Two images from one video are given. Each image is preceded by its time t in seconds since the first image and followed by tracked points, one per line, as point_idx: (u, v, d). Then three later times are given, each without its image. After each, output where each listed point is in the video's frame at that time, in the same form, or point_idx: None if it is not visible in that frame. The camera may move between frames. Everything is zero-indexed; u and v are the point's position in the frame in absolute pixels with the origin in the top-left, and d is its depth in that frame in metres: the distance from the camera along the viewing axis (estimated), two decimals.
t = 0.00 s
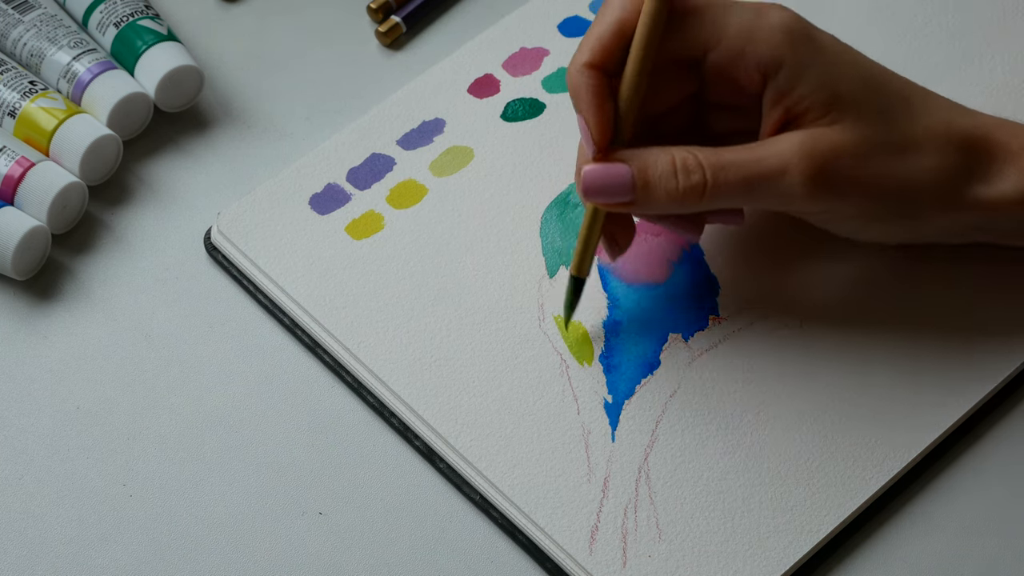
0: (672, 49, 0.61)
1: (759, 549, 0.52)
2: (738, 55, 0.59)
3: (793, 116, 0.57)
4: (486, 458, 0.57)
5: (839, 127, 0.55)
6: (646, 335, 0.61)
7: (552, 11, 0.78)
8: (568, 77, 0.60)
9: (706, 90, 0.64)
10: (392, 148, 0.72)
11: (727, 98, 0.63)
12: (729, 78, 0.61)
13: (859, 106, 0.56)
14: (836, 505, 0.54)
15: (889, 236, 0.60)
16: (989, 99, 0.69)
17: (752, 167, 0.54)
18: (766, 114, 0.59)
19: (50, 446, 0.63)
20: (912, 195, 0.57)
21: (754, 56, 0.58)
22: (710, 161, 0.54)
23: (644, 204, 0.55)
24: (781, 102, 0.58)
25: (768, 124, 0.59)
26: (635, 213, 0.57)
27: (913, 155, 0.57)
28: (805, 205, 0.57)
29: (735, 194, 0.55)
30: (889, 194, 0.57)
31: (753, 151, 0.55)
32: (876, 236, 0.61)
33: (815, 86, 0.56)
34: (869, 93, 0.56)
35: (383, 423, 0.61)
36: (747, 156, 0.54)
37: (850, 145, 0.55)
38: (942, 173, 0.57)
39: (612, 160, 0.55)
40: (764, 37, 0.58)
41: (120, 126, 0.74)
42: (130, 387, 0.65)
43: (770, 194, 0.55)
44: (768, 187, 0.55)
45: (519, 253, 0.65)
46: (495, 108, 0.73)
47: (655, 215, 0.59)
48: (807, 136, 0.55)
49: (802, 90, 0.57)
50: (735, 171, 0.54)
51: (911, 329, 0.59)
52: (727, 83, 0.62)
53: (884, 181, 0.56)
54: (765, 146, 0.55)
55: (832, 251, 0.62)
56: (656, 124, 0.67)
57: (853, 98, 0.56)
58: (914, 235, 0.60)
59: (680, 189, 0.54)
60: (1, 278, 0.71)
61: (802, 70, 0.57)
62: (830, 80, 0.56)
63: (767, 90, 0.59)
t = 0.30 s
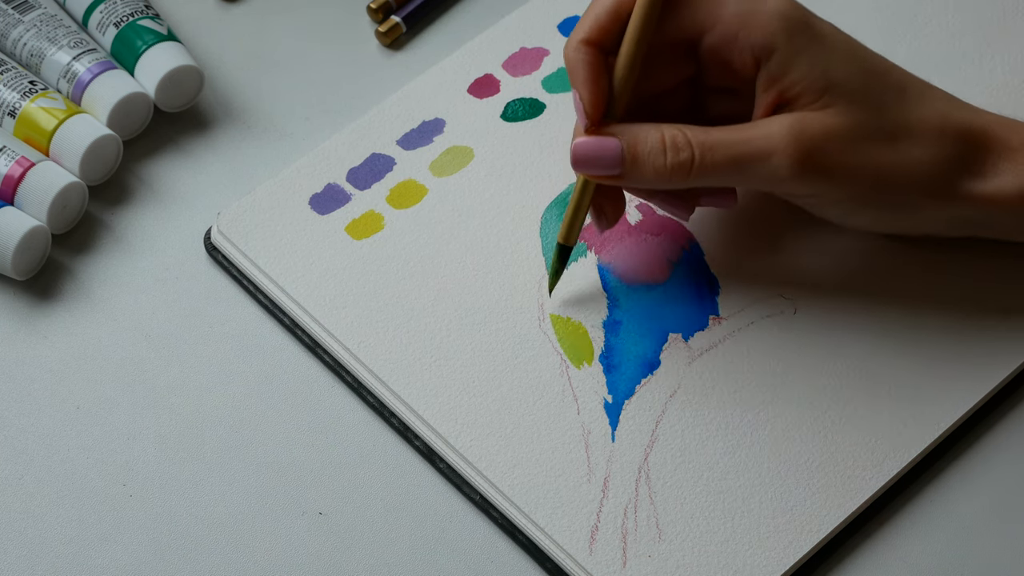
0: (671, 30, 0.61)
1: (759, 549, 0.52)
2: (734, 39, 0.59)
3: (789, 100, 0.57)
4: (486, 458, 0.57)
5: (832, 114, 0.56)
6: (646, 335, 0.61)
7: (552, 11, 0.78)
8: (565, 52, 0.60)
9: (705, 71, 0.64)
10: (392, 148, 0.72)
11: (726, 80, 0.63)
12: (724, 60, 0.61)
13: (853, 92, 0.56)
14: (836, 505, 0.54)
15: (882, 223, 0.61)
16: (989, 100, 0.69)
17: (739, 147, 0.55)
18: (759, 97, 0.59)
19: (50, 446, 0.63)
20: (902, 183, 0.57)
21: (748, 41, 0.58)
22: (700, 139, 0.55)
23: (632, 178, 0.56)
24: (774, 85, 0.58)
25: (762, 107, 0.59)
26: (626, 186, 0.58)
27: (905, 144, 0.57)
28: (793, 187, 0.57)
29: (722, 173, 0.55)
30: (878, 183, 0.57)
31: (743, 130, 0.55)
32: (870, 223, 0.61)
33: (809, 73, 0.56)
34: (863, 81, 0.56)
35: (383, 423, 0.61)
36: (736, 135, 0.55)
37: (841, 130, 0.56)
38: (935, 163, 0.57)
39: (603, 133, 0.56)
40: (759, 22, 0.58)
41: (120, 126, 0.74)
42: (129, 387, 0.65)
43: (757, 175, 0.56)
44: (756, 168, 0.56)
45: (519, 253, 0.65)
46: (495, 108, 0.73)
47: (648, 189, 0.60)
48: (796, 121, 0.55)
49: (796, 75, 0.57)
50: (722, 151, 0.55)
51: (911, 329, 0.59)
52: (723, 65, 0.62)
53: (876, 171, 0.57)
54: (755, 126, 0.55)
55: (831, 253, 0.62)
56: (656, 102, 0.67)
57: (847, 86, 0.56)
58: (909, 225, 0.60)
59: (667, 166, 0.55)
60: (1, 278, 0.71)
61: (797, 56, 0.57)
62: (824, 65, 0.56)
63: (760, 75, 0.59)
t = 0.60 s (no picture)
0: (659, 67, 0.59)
1: (759, 549, 0.53)
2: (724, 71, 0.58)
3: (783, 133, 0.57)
4: (487, 458, 0.57)
5: (828, 141, 0.55)
6: (646, 335, 0.61)
7: (552, 12, 0.78)
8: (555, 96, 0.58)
9: (696, 101, 0.62)
10: (392, 148, 0.72)
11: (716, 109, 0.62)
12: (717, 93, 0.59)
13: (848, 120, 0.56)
14: (836, 505, 0.54)
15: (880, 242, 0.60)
16: (989, 100, 0.69)
17: (737, 178, 0.55)
18: (752, 124, 0.58)
19: (50, 446, 0.63)
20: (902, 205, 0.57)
21: (738, 74, 0.57)
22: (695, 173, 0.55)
23: (627, 216, 0.56)
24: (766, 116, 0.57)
25: (756, 133, 0.58)
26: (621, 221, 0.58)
27: (902, 164, 0.57)
28: (791, 212, 0.57)
29: (720, 204, 0.55)
30: (875, 206, 0.57)
31: (737, 162, 0.55)
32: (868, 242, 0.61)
33: (801, 103, 0.56)
34: (858, 107, 0.56)
35: (383, 423, 0.62)
36: (729, 167, 0.55)
37: (838, 158, 0.56)
38: (934, 179, 0.57)
39: (598, 173, 0.55)
40: (749, 54, 0.57)
41: (120, 126, 0.74)
42: (130, 387, 0.65)
43: (754, 204, 0.56)
44: (751, 198, 0.56)
45: (519, 253, 0.65)
46: (495, 108, 0.73)
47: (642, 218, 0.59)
48: (792, 150, 0.55)
49: (788, 106, 0.56)
50: (719, 184, 0.55)
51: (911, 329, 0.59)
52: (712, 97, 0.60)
53: (873, 195, 0.57)
54: (749, 157, 0.55)
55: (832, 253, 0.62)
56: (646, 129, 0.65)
57: (840, 113, 0.56)
58: (907, 240, 0.60)
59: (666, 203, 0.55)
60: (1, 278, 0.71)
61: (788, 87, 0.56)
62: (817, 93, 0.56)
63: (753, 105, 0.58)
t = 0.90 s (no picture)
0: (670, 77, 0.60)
1: (759, 549, 0.53)
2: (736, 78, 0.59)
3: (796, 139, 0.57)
4: (487, 458, 0.57)
5: (840, 148, 0.55)
6: (646, 336, 0.61)
7: (552, 12, 0.78)
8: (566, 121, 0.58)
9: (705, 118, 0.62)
10: (392, 148, 0.72)
11: (725, 123, 0.62)
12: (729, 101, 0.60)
13: (858, 123, 0.56)
14: (836, 505, 0.54)
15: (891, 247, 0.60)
16: (988, 100, 0.69)
17: (759, 193, 0.54)
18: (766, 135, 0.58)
19: (50, 446, 0.63)
20: (914, 208, 0.57)
21: (751, 82, 0.58)
22: (715, 187, 0.54)
23: (648, 240, 0.55)
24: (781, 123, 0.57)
25: (771, 144, 0.58)
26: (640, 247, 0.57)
27: (913, 167, 0.57)
28: (810, 226, 0.56)
29: (742, 221, 0.54)
30: (890, 210, 0.57)
31: (756, 175, 0.54)
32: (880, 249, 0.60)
33: (814, 108, 0.56)
34: (867, 111, 0.56)
35: (383, 423, 0.62)
36: (750, 180, 0.54)
37: (852, 167, 0.55)
38: (944, 181, 0.57)
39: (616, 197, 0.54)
40: (758, 64, 0.58)
41: (120, 126, 0.74)
42: (130, 387, 0.65)
43: (774, 219, 0.55)
44: (773, 213, 0.55)
45: (519, 253, 0.65)
46: (495, 108, 0.73)
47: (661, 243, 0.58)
48: (807, 159, 0.55)
49: (799, 112, 0.56)
50: (740, 197, 0.54)
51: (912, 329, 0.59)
52: (721, 106, 0.61)
53: (888, 201, 0.56)
54: (767, 169, 0.55)
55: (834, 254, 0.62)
56: (656, 151, 0.65)
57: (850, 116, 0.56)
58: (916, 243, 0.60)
59: (688, 219, 0.54)
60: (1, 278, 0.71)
61: (800, 91, 0.57)
62: (827, 98, 0.56)
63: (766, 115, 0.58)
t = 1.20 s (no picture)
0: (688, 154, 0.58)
1: (760, 549, 0.53)
2: (760, 140, 0.58)
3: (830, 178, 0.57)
4: (487, 458, 0.57)
5: (879, 177, 0.55)
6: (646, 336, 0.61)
7: (552, 12, 0.78)
8: (618, 127, 0.59)
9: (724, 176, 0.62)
10: (392, 148, 0.72)
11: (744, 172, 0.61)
12: (756, 156, 0.59)
13: (889, 153, 0.55)
14: (836, 505, 0.54)
15: (931, 268, 0.59)
16: (989, 100, 0.69)
17: (809, 231, 0.53)
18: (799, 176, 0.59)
19: (50, 446, 0.63)
20: (953, 222, 0.56)
21: (777, 130, 0.57)
22: (768, 253, 0.52)
23: (708, 312, 0.54)
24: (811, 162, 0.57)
25: (804, 186, 0.59)
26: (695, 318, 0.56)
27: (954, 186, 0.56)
28: (868, 257, 0.55)
29: (799, 273, 0.53)
30: (932, 232, 0.56)
31: (805, 219, 0.53)
32: (919, 271, 0.59)
33: (840, 146, 0.56)
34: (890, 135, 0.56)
35: (383, 423, 0.62)
36: (800, 227, 0.53)
37: (896, 192, 0.54)
38: (979, 194, 0.56)
39: (666, 280, 0.53)
40: (785, 104, 0.57)
41: (120, 126, 0.74)
42: (130, 387, 0.65)
43: (836, 259, 0.54)
44: (831, 251, 0.53)
45: (519, 253, 0.65)
46: (495, 109, 0.73)
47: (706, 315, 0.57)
48: (852, 195, 0.54)
49: (829, 146, 0.56)
50: (794, 249, 0.52)
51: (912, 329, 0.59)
52: (749, 165, 0.60)
53: (932, 219, 0.55)
54: (813, 214, 0.53)
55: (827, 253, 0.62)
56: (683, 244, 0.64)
57: (880, 146, 0.55)
58: (953, 261, 0.59)
59: (739, 291, 0.52)
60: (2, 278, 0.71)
61: (824, 134, 0.56)
62: (852, 132, 0.56)
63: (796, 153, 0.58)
